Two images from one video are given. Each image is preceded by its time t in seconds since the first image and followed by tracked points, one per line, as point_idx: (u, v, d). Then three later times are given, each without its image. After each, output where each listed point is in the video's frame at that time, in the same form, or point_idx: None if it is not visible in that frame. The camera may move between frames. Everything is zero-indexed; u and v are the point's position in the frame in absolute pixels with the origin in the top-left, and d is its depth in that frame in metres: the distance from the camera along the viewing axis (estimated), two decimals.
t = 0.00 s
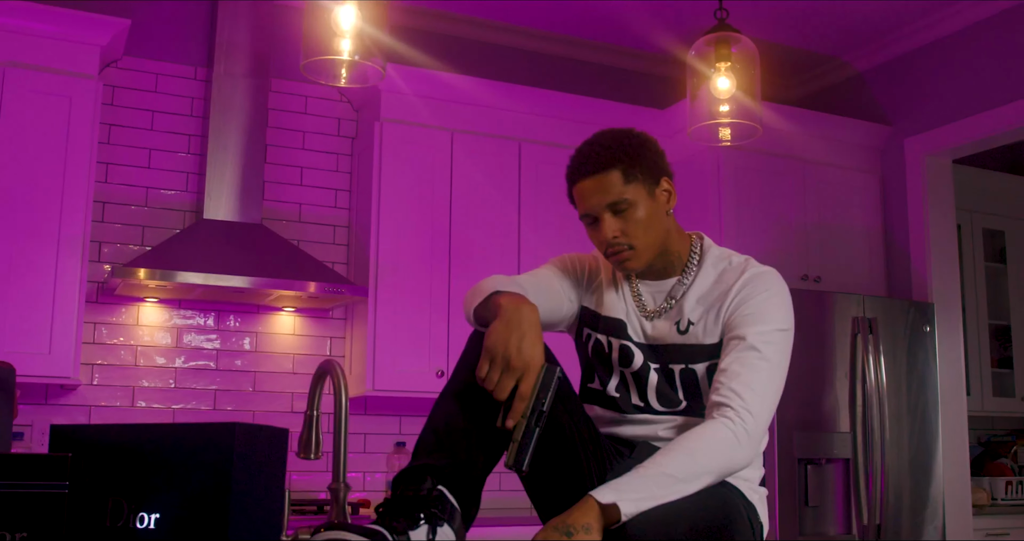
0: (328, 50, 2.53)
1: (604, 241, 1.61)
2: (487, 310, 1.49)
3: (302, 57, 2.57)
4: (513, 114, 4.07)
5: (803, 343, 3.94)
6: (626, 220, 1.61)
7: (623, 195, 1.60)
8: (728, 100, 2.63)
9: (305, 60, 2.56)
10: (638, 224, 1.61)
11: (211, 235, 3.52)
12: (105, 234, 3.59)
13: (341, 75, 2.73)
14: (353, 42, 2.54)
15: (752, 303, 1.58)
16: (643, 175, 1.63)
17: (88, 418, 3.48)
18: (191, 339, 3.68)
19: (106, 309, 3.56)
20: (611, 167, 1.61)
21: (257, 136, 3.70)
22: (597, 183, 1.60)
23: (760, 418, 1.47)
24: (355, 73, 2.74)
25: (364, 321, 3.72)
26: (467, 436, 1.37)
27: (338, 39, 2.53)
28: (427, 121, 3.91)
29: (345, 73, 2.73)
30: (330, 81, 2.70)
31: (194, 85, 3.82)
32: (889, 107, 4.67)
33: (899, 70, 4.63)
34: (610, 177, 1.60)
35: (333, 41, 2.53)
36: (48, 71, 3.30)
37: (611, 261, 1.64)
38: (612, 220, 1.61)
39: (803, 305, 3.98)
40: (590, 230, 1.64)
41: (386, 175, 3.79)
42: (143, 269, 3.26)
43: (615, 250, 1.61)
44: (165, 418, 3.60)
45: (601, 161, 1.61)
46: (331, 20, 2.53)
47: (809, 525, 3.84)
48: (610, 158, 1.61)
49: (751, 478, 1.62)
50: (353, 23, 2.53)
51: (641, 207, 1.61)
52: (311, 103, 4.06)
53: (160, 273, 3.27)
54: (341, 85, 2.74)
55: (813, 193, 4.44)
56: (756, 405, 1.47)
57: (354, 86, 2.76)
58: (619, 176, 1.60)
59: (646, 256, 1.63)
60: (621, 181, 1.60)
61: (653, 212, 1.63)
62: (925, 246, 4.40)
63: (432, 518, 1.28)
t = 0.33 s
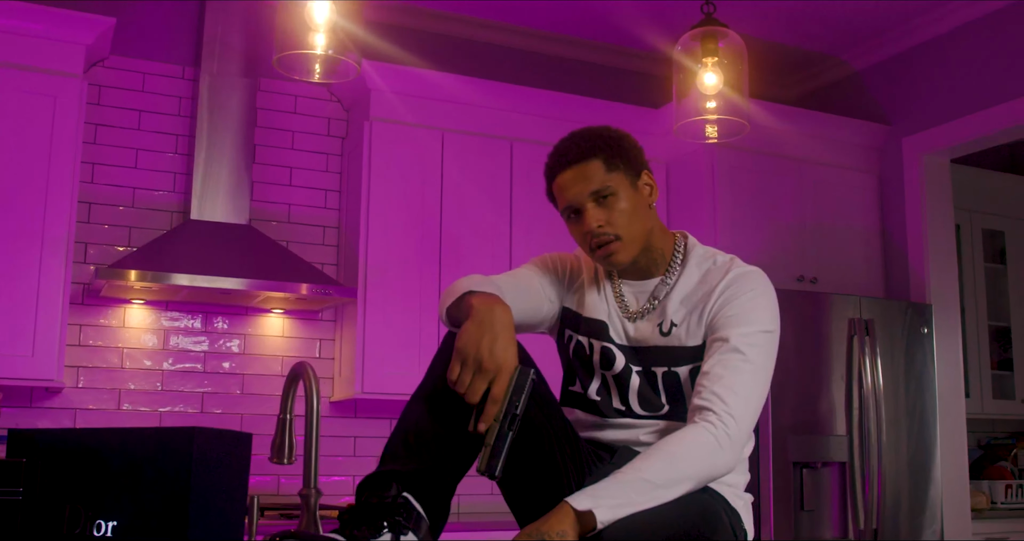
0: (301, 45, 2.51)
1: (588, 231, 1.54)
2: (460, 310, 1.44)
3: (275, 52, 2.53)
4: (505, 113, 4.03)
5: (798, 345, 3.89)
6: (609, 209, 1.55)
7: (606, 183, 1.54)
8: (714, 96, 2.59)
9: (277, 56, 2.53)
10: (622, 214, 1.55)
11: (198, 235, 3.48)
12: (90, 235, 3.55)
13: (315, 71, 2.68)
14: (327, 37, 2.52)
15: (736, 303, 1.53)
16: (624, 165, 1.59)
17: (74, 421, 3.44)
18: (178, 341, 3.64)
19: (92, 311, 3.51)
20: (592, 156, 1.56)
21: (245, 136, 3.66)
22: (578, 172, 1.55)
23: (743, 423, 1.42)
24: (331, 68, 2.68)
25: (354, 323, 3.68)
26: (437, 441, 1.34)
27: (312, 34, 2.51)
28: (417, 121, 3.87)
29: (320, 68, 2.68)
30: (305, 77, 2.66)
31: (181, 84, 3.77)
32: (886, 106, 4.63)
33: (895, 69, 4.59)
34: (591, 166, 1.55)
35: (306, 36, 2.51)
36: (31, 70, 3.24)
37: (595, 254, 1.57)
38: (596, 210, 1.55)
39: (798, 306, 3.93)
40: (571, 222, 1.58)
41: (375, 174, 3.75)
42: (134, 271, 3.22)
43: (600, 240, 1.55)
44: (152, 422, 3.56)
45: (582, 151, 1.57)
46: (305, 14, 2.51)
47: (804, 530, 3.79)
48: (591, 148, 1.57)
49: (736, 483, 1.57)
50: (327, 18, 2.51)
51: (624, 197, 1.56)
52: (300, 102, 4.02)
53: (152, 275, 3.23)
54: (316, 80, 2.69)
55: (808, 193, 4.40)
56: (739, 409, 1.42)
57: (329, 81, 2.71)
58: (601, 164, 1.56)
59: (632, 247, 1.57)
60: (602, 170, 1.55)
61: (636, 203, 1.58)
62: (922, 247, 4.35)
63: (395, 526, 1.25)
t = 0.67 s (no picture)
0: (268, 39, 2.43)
1: (560, 230, 1.49)
2: (419, 307, 1.46)
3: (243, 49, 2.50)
4: (497, 112, 3.99)
5: (794, 346, 3.84)
6: (582, 206, 1.50)
7: (578, 179, 1.50)
8: (697, 93, 2.60)
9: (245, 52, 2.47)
10: (596, 210, 1.51)
11: (186, 236, 3.45)
12: (77, 236, 3.51)
13: (283, 66, 2.59)
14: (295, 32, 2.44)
15: (712, 303, 1.48)
16: (596, 162, 1.55)
17: (60, 424, 3.41)
18: (166, 343, 3.61)
19: (78, 314, 3.48)
20: (563, 152, 1.52)
21: (234, 136, 3.63)
22: (549, 168, 1.51)
23: (717, 427, 1.37)
24: (299, 64, 2.59)
25: (343, 324, 3.64)
26: (398, 445, 1.33)
27: (280, 29, 2.43)
28: (408, 120, 3.83)
29: (287, 65, 2.59)
30: (271, 72, 2.57)
31: (170, 84, 3.74)
32: (883, 105, 4.58)
33: (893, 67, 4.54)
34: (561, 162, 1.51)
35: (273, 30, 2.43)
36: (15, 69, 3.21)
37: (569, 253, 1.52)
38: (569, 207, 1.50)
39: (795, 306, 3.87)
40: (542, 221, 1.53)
41: (365, 174, 3.71)
42: (127, 273, 3.19)
43: (574, 238, 1.50)
44: (140, 425, 3.53)
45: (552, 148, 1.53)
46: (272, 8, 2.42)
47: (801, 535, 3.73)
48: (562, 144, 1.52)
49: (713, 489, 1.52)
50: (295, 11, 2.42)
51: (597, 193, 1.52)
52: (290, 102, 3.98)
53: (145, 277, 3.20)
54: (284, 77, 2.60)
55: (805, 192, 4.35)
56: (713, 413, 1.37)
57: (298, 77, 2.62)
58: (572, 160, 1.51)
59: (608, 244, 1.52)
60: (574, 166, 1.51)
61: (609, 199, 1.54)
62: (921, 247, 4.29)
63: (347, 535, 1.22)
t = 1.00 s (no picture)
0: (256, 35, 2.41)
1: (549, 229, 1.46)
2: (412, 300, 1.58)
3: (228, 44, 2.47)
4: (505, 110, 3.96)
5: (806, 345, 3.78)
6: (571, 205, 1.47)
7: (567, 177, 1.47)
8: (696, 88, 2.58)
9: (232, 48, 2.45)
10: (585, 209, 1.48)
11: (192, 236, 3.44)
12: (85, 238, 3.51)
13: (269, 63, 2.57)
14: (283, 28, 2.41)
15: (706, 302, 1.44)
16: (586, 159, 1.52)
17: (68, 426, 3.41)
18: (173, 344, 3.60)
19: (86, 315, 3.48)
20: (552, 151, 1.49)
21: (240, 136, 3.62)
22: (537, 167, 1.48)
23: (709, 429, 1.33)
24: (285, 60, 2.58)
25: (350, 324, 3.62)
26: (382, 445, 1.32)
27: (267, 24, 2.41)
28: (416, 119, 3.80)
29: (273, 61, 2.57)
30: (256, 69, 2.55)
31: (177, 84, 3.73)
32: (898, 100, 4.51)
33: (907, 61, 4.47)
34: (550, 160, 1.48)
35: (260, 26, 2.41)
36: (20, 71, 3.21)
37: (559, 253, 1.49)
38: (557, 206, 1.47)
39: (808, 304, 3.81)
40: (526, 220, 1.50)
41: (372, 174, 3.69)
42: (138, 274, 3.18)
43: (564, 238, 1.47)
44: (148, 427, 3.52)
45: (540, 147, 1.50)
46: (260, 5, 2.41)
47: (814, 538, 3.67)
48: (550, 141, 1.50)
49: (708, 492, 1.48)
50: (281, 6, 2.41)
51: (586, 192, 1.49)
52: (298, 102, 3.96)
53: (157, 278, 3.20)
54: (270, 73, 2.58)
55: (819, 190, 4.28)
56: (705, 415, 1.33)
57: (284, 75, 2.60)
58: (560, 158, 1.48)
59: (600, 243, 1.49)
60: (563, 164, 1.48)
61: (600, 197, 1.51)
62: (938, 244, 4.22)
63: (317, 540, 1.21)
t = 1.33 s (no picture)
0: (256, 33, 2.41)
1: (547, 231, 1.46)
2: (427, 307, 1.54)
3: (227, 41, 2.46)
4: (524, 108, 3.93)
5: (831, 345, 3.72)
6: (569, 205, 1.47)
7: (563, 177, 1.47)
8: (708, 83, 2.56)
9: (231, 45, 2.44)
10: (584, 210, 1.48)
11: (211, 237, 3.44)
12: (105, 240, 3.53)
13: (270, 61, 2.56)
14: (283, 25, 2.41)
15: (711, 301, 1.41)
16: (584, 157, 1.51)
17: (88, 427, 3.42)
18: (192, 345, 3.61)
19: (105, 316, 3.49)
20: (548, 150, 1.49)
21: (258, 136, 3.61)
22: (533, 167, 1.48)
23: (714, 431, 1.29)
24: (286, 57, 2.56)
25: (370, 325, 3.61)
26: (377, 449, 1.30)
27: (267, 22, 2.40)
28: (435, 118, 3.78)
29: (274, 59, 2.56)
30: (257, 67, 2.54)
31: (196, 86, 3.74)
32: (926, 95, 4.43)
33: (935, 55, 4.39)
34: (547, 160, 1.47)
35: (261, 23, 2.41)
36: (39, 73, 3.23)
37: (560, 254, 1.50)
38: (555, 207, 1.47)
39: (832, 302, 3.75)
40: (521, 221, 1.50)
41: (391, 174, 3.67)
42: (162, 277, 3.19)
43: (562, 239, 1.47)
44: (168, 428, 3.53)
45: (537, 146, 1.50)
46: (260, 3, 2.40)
47: None
48: (547, 140, 1.49)
49: (717, 496, 1.44)
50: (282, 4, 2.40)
51: (584, 191, 1.48)
52: (317, 102, 3.96)
53: (180, 281, 3.20)
54: (271, 71, 2.57)
55: (845, 187, 4.21)
56: (709, 417, 1.30)
57: (284, 73, 2.59)
58: (557, 158, 1.48)
59: (599, 244, 1.49)
60: (559, 163, 1.48)
61: (598, 196, 1.50)
62: (967, 241, 4.13)
63: None
